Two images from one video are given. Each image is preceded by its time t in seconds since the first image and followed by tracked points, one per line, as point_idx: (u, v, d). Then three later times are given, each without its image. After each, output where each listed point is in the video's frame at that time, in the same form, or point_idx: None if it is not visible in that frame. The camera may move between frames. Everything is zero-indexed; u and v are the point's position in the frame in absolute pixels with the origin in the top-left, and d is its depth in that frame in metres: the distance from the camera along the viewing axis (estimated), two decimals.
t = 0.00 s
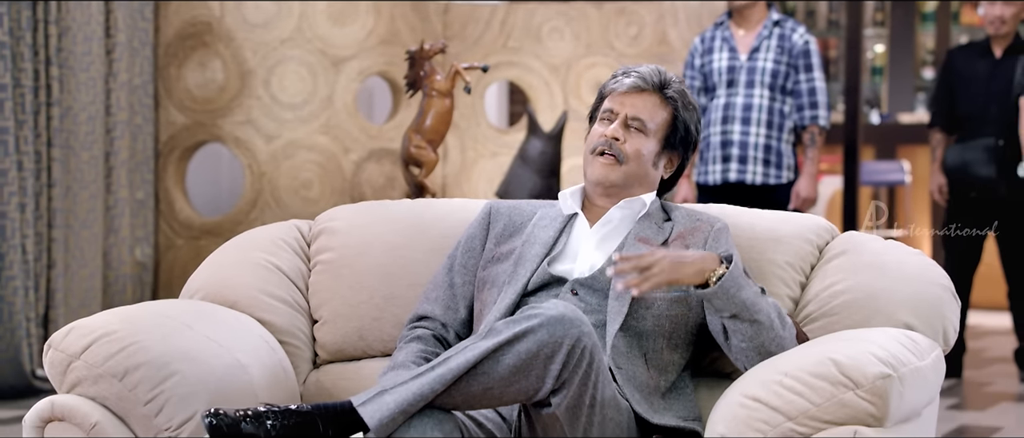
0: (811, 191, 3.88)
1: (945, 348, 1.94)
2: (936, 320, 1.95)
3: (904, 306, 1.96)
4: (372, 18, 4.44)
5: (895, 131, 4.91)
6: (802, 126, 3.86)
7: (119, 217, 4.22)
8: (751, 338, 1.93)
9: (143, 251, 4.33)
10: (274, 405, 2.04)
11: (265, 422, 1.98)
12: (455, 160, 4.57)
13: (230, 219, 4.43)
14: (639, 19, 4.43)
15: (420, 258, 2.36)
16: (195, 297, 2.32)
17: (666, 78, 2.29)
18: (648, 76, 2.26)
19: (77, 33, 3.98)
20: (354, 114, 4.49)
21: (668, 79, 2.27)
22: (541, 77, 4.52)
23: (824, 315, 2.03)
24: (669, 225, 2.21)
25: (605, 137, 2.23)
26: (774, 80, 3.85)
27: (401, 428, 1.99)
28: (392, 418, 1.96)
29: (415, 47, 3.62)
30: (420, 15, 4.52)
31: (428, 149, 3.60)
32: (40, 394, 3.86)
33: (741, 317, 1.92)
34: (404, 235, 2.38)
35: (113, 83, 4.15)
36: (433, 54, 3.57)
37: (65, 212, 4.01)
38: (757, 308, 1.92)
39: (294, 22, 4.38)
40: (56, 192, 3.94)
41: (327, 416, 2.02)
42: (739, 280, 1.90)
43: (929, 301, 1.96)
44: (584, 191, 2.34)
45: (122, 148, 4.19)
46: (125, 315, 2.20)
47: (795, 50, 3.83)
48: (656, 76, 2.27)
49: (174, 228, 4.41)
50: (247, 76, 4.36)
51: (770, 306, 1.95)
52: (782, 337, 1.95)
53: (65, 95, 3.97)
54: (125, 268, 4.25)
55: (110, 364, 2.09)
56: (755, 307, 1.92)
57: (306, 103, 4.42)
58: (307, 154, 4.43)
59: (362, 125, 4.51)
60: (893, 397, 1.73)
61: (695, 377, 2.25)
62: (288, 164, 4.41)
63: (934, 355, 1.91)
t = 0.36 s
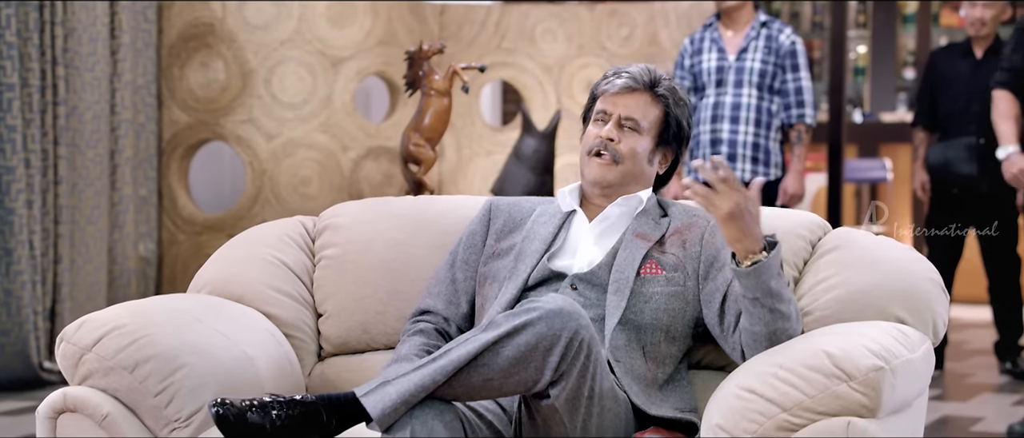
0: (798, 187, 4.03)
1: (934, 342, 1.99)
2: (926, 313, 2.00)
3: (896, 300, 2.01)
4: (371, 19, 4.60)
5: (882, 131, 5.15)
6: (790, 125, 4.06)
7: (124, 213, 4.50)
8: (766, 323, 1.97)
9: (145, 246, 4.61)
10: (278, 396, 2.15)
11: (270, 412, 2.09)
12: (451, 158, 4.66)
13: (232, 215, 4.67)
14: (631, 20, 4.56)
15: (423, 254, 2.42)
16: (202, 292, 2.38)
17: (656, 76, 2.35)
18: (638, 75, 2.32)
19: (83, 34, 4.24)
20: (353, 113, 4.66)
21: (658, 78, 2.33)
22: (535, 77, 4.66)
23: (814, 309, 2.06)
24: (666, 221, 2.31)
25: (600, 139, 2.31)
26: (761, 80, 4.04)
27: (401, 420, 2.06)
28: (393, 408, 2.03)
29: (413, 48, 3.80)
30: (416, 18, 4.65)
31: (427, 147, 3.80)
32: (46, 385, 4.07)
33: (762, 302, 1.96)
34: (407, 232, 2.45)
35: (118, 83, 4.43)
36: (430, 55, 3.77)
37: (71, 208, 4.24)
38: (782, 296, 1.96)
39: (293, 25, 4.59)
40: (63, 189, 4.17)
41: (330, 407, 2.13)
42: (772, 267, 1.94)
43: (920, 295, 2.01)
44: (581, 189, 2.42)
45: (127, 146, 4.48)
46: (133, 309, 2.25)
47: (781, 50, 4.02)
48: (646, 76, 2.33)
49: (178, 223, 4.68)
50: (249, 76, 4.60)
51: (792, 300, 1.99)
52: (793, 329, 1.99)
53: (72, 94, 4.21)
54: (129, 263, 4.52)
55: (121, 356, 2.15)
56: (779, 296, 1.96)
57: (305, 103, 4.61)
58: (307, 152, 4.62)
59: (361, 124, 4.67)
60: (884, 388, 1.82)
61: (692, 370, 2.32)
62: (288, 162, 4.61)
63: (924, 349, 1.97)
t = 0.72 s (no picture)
0: (794, 186, 4.13)
1: (933, 337, 2.04)
2: (925, 310, 2.05)
3: (896, 296, 2.06)
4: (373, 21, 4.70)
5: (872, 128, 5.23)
6: (785, 125, 4.15)
7: (130, 211, 4.58)
8: (773, 330, 2.03)
9: (151, 244, 4.70)
10: (291, 392, 2.17)
11: (284, 408, 2.11)
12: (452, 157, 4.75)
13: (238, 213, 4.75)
14: (628, 22, 4.72)
15: (430, 251, 2.47)
16: (213, 289, 2.41)
17: (659, 77, 2.40)
18: (642, 76, 2.37)
19: (91, 36, 4.33)
20: (355, 113, 4.75)
21: (662, 78, 2.39)
22: (534, 77, 4.81)
23: (818, 305, 2.11)
24: (669, 219, 2.36)
25: (604, 138, 2.35)
26: (758, 81, 4.12)
27: (412, 416, 2.09)
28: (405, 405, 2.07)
29: (417, 49, 3.95)
30: (417, 19, 4.76)
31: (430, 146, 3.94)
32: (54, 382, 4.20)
33: (770, 312, 2.02)
34: (414, 230, 2.49)
35: (125, 84, 4.52)
36: (433, 55, 3.90)
37: (78, 207, 4.32)
38: (791, 308, 2.01)
39: (297, 26, 4.66)
40: (71, 187, 4.27)
41: (342, 403, 2.17)
42: (785, 283, 1.99)
43: (919, 291, 2.06)
44: (585, 187, 2.47)
45: (133, 145, 4.55)
46: (145, 305, 2.29)
47: (777, 51, 4.11)
48: (650, 76, 2.39)
49: (183, 221, 4.76)
50: (254, 76, 4.66)
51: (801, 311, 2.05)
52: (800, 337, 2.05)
53: (78, 95, 4.31)
54: (136, 260, 4.62)
55: (134, 352, 2.19)
56: (788, 308, 2.01)
57: (309, 102, 4.69)
58: (310, 151, 4.69)
59: (363, 123, 4.76)
60: (886, 384, 1.87)
61: (695, 365, 2.38)
62: (292, 161, 4.69)
63: (924, 344, 2.02)
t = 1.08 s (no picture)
0: (789, 186, 4.20)
1: (932, 333, 2.12)
2: (924, 307, 2.13)
3: (895, 293, 2.14)
4: (377, 25, 4.84)
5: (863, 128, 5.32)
6: (780, 126, 4.24)
7: (142, 210, 4.84)
8: (763, 317, 2.10)
9: (162, 241, 4.94)
10: (304, 385, 2.23)
11: (296, 400, 2.17)
12: (454, 157, 4.93)
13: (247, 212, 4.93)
14: (626, 26, 4.85)
15: (439, 250, 2.53)
16: (228, 285, 2.48)
17: (666, 79, 2.48)
18: (650, 78, 2.45)
19: (103, 39, 4.58)
20: (361, 114, 4.91)
21: (669, 80, 2.46)
22: (534, 79, 4.98)
23: (818, 301, 2.19)
24: (674, 217, 2.43)
25: (611, 137, 2.42)
26: (754, 83, 4.23)
27: (422, 408, 2.15)
28: (415, 396, 2.14)
29: (423, 51, 4.01)
30: (421, 23, 4.92)
31: (436, 146, 3.99)
32: (68, 375, 4.46)
33: (757, 298, 2.10)
34: (424, 229, 2.55)
35: (136, 86, 4.76)
36: (439, 58, 3.96)
37: (91, 205, 4.58)
38: (776, 292, 2.09)
39: (304, 30, 4.83)
40: (84, 188, 4.51)
41: (352, 394, 2.24)
42: (764, 263, 2.07)
43: (918, 289, 2.14)
44: (592, 186, 2.53)
45: (144, 146, 4.81)
46: (161, 301, 2.34)
47: (773, 54, 4.22)
48: (657, 78, 2.46)
49: (193, 220, 4.97)
50: (262, 79, 4.84)
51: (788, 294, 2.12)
52: (790, 322, 2.12)
53: (92, 97, 4.56)
54: (147, 258, 4.87)
55: (152, 348, 2.24)
56: (774, 292, 2.09)
57: (316, 104, 4.85)
58: (317, 152, 4.85)
59: (368, 125, 4.92)
60: (887, 379, 1.95)
61: (700, 360, 2.46)
62: (299, 161, 4.85)
63: (923, 340, 2.10)
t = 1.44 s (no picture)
0: (783, 185, 4.41)
1: (931, 329, 2.19)
2: (923, 304, 2.19)
3: (894, 290, 2.21)
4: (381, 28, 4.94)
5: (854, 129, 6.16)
6: (776, 126, 4.39)
7: (152, 208, 5.06)
8: (750, 320, 2.21)
9: (173, 239, 5.15)
10: (317, 378, 2.28)
11: (311, 393, 2.21)
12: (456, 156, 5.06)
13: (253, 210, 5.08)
14: (625, 29, 4.98)
15: (448, 247, 2.59)
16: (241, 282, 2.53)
17: (669, 80, 2.56)
18: (654, 79, 2.53)
19: (114, 42, 4.83)
20: (364, 115, 5.03)
21: (673, 82, 2.54)
22: (534, 81, 5.10)
23: (819, 298, 2.29)
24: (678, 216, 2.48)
25: (617, 136, 2.50)
26: (749, 84, 4.39)
27: (433, 402, 2.20)
28: (426, 390, 2.18)
29: (429, 53, 4.12)
30: (423, 25, 5.01)
31: (441, 146, 4.09)
32: (81, 370, 4.64)
33: (739, 300, 2.21)
34: (434, 227, 2.61)
35: (147, 88, 4.99)
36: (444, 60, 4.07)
37: (102, 203, 4.83)
38: (757, 293, 2.20)
39: (309, 33, 4.98)
40: (96, 186, 4.77)
41: (365, 389, 2.28)
42: (738, 268, 2.19)
43: (916, 285, 2.21)
44: (597, 185, 2.60)
45: (154, 146, 5.04)
46: (177, 297, 2.39)
47: (768, 56, 4.38)
48: (661, 79, 2.54)
49: (201, 218, 5.17)
50: (269, 80, 5.03)
51: (772, 292, 2.22)
52: (780, 321, 2.21)
53: (104, 98, 4.81)
54: (156, 255, 5.09)
55: (169, 343, 2.29)
56: (754, 293, 2.20)
57: (322, 105, 5.02)
58: (322, 152, 5.02)
59: (371, 124, 5.03)
60: (888, 374, 2.02)
61: (704, 355, 2.52)
62: (304, 161, 5.03)
63: (922, 336, 2.16)
